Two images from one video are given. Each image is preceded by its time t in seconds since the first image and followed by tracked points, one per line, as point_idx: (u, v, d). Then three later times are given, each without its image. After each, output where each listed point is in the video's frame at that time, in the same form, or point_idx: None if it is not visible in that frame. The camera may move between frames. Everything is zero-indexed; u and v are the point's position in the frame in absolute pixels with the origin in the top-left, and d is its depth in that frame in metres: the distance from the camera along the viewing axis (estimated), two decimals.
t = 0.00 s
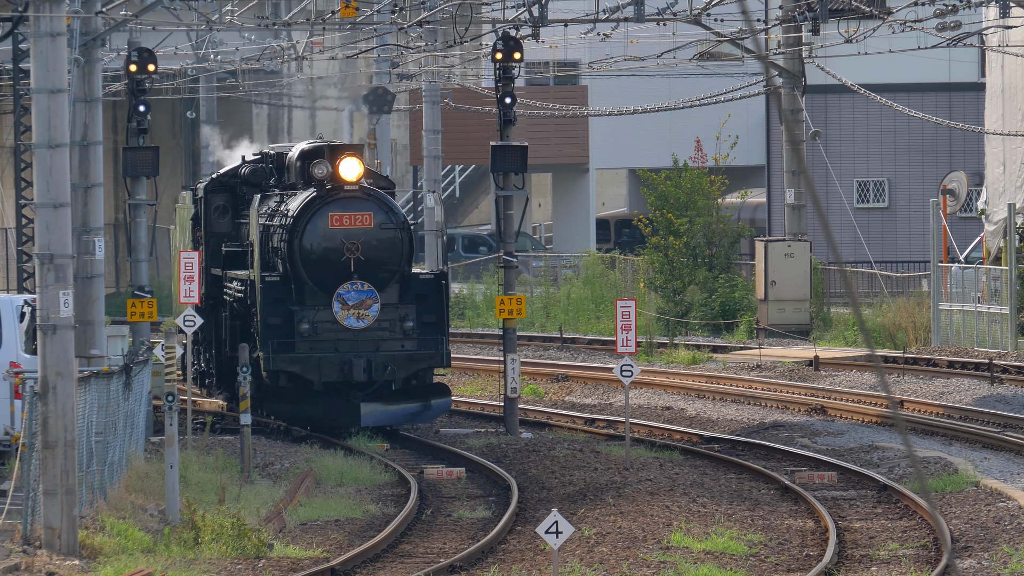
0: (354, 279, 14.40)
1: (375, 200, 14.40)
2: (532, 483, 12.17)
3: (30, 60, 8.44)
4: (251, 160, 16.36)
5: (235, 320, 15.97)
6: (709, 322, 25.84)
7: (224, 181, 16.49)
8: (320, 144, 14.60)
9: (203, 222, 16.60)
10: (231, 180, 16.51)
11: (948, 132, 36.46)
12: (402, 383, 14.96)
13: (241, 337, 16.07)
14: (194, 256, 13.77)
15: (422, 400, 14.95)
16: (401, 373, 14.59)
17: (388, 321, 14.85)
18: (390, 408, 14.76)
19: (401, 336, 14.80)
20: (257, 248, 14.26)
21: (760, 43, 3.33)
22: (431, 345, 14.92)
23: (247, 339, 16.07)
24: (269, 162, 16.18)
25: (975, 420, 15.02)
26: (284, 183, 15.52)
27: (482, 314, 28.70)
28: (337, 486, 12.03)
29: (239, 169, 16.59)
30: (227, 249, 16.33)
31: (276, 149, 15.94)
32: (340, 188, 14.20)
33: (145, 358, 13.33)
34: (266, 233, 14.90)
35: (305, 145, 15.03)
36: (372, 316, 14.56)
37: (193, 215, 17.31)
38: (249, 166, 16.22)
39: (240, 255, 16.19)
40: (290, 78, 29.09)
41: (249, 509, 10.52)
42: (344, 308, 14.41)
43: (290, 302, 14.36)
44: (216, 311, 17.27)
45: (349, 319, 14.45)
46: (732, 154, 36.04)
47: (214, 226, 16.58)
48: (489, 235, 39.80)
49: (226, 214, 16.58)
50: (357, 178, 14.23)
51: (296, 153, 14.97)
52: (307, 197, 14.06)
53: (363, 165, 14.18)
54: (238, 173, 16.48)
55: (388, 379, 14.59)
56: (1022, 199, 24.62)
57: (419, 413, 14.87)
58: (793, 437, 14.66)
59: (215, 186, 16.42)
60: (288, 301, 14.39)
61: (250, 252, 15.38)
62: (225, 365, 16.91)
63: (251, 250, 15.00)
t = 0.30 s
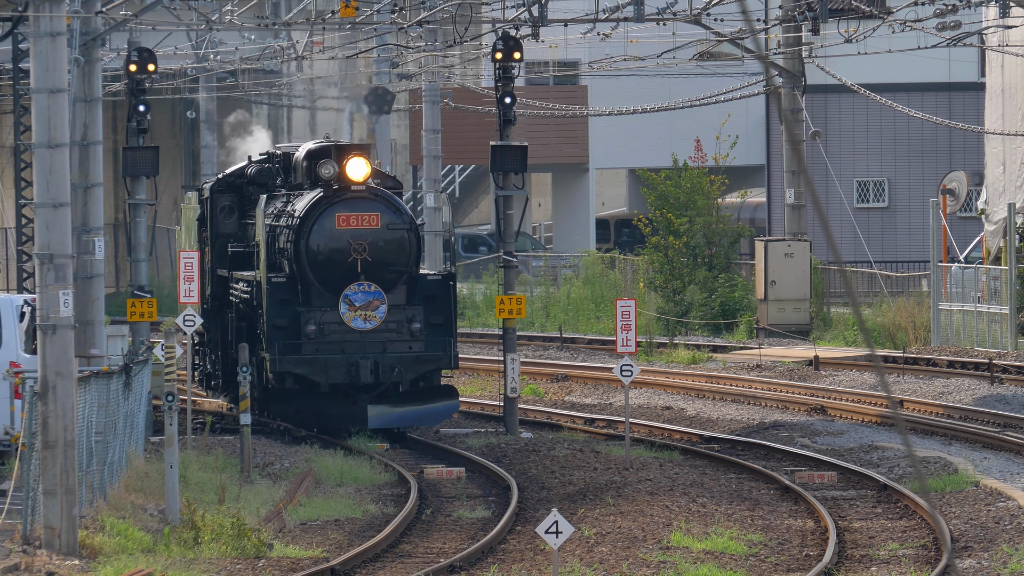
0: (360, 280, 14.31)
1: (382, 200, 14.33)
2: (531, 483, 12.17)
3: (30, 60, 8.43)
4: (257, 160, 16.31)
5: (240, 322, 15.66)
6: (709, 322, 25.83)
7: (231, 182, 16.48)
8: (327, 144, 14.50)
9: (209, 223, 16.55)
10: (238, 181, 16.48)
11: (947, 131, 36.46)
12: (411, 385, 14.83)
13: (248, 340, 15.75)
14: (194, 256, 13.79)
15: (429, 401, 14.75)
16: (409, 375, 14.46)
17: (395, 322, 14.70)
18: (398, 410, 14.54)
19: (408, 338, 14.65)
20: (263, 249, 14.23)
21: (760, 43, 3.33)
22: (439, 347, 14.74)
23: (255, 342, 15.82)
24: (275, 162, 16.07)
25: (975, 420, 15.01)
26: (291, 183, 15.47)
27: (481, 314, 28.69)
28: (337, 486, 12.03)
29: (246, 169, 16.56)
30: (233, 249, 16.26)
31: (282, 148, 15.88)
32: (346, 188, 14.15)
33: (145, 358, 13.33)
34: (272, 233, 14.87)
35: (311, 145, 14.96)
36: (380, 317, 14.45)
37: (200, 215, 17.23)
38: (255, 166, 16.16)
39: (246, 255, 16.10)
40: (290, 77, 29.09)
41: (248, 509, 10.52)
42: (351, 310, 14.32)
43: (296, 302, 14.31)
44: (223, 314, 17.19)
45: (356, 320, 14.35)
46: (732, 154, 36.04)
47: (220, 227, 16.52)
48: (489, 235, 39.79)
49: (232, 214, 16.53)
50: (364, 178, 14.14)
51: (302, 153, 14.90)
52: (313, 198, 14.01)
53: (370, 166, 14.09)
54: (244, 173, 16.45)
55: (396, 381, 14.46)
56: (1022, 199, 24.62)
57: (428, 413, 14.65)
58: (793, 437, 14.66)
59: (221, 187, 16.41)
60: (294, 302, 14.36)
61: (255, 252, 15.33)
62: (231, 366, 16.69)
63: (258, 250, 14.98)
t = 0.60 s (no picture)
0: (367, 281, 14.18)
1: (389, 201, 14.20)
2: (531, 483, 12.18)
3: (30, 60, 8.43)
4: (264, 160, 16.25)
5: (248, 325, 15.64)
6: (709, 323, 25.84)
7: (236, 182, 16.34)
8: (333, 144, 14.43)
9: (215, 224, 16.43)
10: (244, 181, 16.36)
11: (947, 132, 36.47)
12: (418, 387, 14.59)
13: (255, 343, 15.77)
14: (193, 256, 13.80)
15: (438, 403, 14.57)
16: (416, 377, 14.23)
17: (402, 324, 14.50)
18: (405, 412, 14.36)
19: (415, 339, 14.45)
20: (269, 249, 14.11)
21: (759, 45, 3.33)
22: (447, 349, 14.55)
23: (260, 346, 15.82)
24: (282, 163, 16.09)
25: (975, 420, 15.02)
26: (297, 184, 15.41)
27: (481, 314, 28.71)
28: (336, 486, 12.03)
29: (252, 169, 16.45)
30: (239, 250, 16.14)
31: (288, 149, 15.85)
32: (353, 189, 14.03)
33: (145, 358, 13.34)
34: (278, 234, 14.76)
35: (318, 145, 14.86)
36: (387, 319, 14.31)
37: (204, 216, 17.17)
38: (262, 166, 16.13)
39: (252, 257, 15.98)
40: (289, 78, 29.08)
41: (248, 509, 10.53)
42: (358, 311, 14.18)
43: (302, 304, 14.15)
44: (228, 316, 17.08)
45: (363, 322, 14.21)
46: (732, 154, 36.07)
47: (225, 228, 16.40)
48: (488, 235, 39.81)
49: (238, 215, 16.38)
50: (371, 178, 14.04)
51: (309, 153, 14.80)
52: (320, 198, 13.90)
53: (377, 165, 13.98)
54: (251, 174, 16.35)
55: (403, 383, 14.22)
56: (1022, 199, 24.63)
57: (436, 416, 14.47)
58: (793, 437, 14.67)
59: (226, 187, 16.26)
60: (300, 303, 14.16)
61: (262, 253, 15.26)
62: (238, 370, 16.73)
63: (263, 251, 14.84)
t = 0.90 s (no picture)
0: (375, 282, 14.02)
1: (396, 201, 14.08)
2: (532, 483, 12.18)
3: (30, 60, 8.43)
4: (270, 160, 15.99)
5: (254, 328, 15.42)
6: (709, 323, 25.83)
7: (242, 183, 16.12)
8: (340, 144, 14.29)
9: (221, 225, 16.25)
10: (250, 181, 16.09)
11: (947, 132, 36.47)
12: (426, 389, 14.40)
13: (261, 347, 15.59)
14: (193, 256, 13.81)
15: (445, 406, 14.34)
16: (423, 380, 14.06)
17: (410, 325, 14.28)
18: (414, 414, 14.10)
19: (424, 341, 14.23)
20: (276, 250, 13.93)
21: (761, 43, 3.32)
22: (455, 350, 14.35)
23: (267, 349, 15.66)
24: (289, 163, 15.77)
25: (975, 420, 15.02)
26: (304, 184, 15.24)
27: (481, 314, 28.73)
28: (337, 486, 12.03)
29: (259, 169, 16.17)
30: (245, 252, 15.91)
31: (295, 149, 15.59)
32: (361, 189, 13.90)
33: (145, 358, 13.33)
34: (285, 235, 14.63)
35: (324, 145, 14.72)
36: (394, 321, 14.11)
37: (211, 217, 17.02)
38: (267, 167, 15.84)
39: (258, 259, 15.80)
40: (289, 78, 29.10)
41: (248, 509, 10.53)
42: (365, 313, 14.01)
43: (310, 306, 13.91)
44: (233, 317, 16.88)
45: (370, 323, 14.02)
46: (732, 154, 36.04)
47: (232, 229, 16.20)
48: (488, 235, 39.80)
49: (244, 216, 16.19)
50: (378, 178, 13.91)
51: (315, 154, 14.67)
52: (327, 198, 13.77)
53: (384, 165, 13.86)
54: (257, 173, 16.06)
55: (411, 385, 14.06)
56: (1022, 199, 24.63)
57: (444, 419, 14.26)
58: (793, 437, 14.66)
59: (232, 188, 16.08)
60: (307, 305, 13.95)
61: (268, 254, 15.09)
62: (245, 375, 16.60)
63: (269, 253, 14.67)
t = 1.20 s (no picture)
0: (383, 283, 13.79)
1: (405, 202, 13.88)
2: (532, 483, 12.17)
3: (30, 60, 8.43)
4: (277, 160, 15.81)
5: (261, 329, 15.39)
6: (710, 322, 25.83)
7: (248, 183, 15.95)
8: (349, 145, 14.09)
9: (227, 226, 16.18)
10: (256, 181, 15.93)
11: (948, 132, 36.46)
12: (434, 391, 14.24)
13: (266, 347, 15.55)
14: (193, 256, 13.78)
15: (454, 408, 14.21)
16: (432, 382, 13.85)
17: (418, 327, 14.08)
18: (422, 416, 13.96)
19: (432, 343, 14.03)
20: (283, 251, 13.78)
21: (762, 43, 3.32)
22: (464, 352, 14.16)
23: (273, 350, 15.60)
24: (296, 163, 15.59)
25: (975, 420, 15.01)
26: (311, 184, 15.08)
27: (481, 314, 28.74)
28: (337, 486, 12.03)
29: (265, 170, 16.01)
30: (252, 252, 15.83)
31: (302, 149, 15.44)
32: (369, 190, 13.72)
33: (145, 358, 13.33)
34: (292, 236, 14.47)
35: (332, 145, 14.56)
36: (403, 322, 13.88)
37: (217, 217, 16.86)
38: (274, 167, 15.66)
39: (264, 259, 15.72)
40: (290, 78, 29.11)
41: (248, 509, 10.53)
42: (373, 314, 13.76)
43: (317, 307, 13.76)
44: (240, 319, 16.71)
45: (378, 325, 13.78)
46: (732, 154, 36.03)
47: (238, 230, 16.15)
48: (489, 235, 39.79)
49: (250, 216, 16.10)
50: (386, 178, 13.72)
51: (322, 153, 14.50)
52: (334, 199, 13.59)
53: (393, 166, 13.66)
54: (263, 174, 15.90)
55: (419, 388, 13.84)
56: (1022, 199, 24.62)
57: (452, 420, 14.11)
58: (793, 437, 14.67)
59: (238, 188, 15.88)
60: (315, 306, 13.80)
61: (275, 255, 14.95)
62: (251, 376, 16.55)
63: (277, 253, 14.53)
